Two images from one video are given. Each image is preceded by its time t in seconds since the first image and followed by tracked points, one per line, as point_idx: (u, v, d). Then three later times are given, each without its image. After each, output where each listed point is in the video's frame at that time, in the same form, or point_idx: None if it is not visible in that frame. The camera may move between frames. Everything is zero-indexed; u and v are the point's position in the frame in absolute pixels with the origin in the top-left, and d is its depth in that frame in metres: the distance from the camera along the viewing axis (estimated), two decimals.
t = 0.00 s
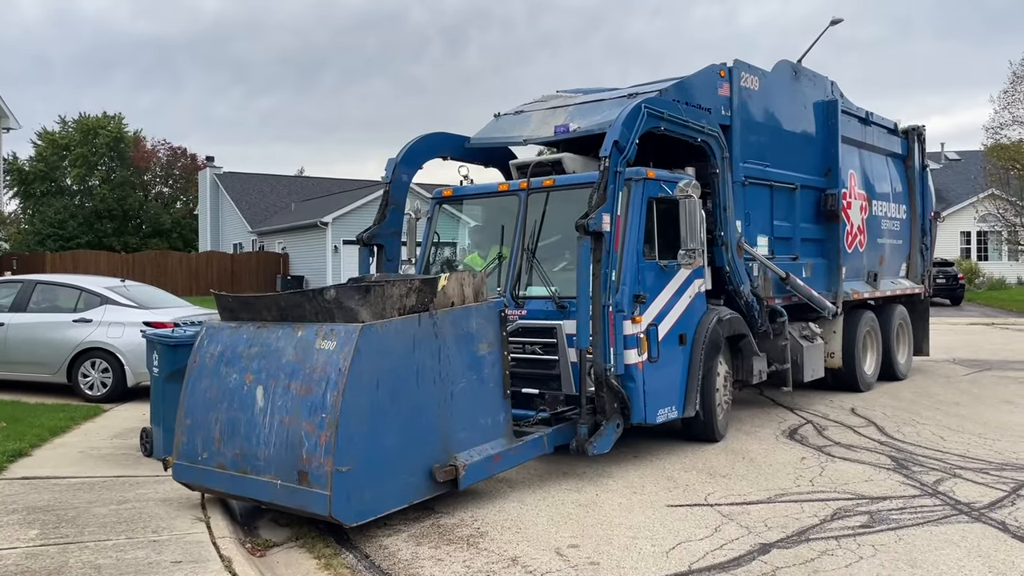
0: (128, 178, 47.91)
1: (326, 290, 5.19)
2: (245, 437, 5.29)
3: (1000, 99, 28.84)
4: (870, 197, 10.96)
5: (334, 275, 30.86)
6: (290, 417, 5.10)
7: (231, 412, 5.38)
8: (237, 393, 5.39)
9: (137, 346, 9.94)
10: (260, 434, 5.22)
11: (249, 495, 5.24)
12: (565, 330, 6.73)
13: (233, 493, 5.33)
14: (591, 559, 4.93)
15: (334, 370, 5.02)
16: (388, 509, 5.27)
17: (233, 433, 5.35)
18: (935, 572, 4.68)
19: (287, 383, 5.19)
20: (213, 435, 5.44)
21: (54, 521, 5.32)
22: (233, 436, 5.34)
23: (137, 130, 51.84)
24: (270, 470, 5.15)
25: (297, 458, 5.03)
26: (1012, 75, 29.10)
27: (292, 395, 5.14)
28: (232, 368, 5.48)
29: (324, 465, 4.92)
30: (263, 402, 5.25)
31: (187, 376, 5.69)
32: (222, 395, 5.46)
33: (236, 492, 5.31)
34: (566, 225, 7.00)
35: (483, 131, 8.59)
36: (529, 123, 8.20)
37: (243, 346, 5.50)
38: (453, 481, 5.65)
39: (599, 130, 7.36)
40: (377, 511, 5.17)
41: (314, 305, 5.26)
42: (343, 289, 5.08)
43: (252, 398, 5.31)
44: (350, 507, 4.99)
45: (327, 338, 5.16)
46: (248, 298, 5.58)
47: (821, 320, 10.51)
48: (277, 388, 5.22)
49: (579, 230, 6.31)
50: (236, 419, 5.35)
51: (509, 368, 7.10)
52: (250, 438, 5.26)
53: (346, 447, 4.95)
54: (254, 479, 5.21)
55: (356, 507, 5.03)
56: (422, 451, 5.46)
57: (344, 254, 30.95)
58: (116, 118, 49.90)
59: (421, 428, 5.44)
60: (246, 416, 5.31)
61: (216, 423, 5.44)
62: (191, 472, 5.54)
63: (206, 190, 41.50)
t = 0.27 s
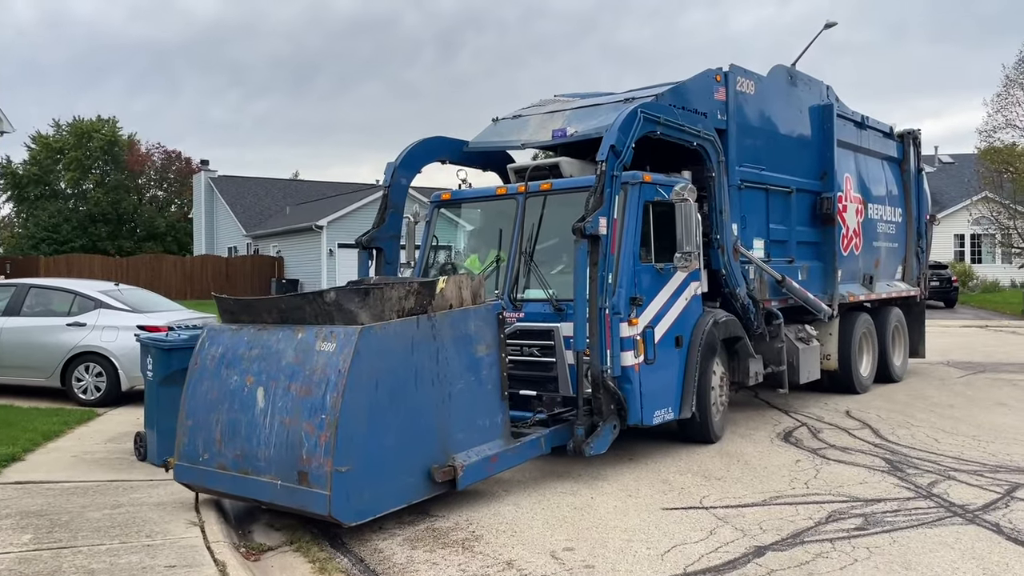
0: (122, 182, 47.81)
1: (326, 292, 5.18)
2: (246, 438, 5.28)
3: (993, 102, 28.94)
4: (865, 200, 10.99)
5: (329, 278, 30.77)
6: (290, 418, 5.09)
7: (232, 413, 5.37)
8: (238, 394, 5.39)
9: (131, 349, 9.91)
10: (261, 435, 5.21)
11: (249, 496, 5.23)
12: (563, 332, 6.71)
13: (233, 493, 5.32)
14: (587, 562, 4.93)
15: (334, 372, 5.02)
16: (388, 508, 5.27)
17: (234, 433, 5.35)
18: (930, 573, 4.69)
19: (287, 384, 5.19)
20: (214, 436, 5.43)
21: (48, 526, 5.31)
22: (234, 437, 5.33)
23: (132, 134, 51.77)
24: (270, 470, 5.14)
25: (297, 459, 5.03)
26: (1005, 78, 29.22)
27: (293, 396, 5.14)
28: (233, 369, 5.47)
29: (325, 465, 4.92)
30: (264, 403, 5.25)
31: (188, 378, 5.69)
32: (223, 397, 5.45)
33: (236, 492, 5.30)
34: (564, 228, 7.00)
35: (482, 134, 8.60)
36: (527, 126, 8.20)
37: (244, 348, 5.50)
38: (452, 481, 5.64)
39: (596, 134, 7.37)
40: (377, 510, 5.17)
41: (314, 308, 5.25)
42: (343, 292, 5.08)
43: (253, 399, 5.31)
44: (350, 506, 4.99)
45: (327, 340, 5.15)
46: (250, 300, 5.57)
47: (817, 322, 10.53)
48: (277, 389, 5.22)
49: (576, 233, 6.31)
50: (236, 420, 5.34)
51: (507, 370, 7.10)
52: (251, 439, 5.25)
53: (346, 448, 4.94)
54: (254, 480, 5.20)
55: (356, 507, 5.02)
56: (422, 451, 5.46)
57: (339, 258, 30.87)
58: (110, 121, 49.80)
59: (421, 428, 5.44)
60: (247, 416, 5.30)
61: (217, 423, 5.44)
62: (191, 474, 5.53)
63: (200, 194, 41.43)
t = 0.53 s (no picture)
0: (115, 185, 47.66)
1: (327, 296, 5.17)
2: (249, 440, 5.29)
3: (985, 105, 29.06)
4: (860, 204, 11.02)
5: (323, 282, 30.72)
6: (292, 419, 5.10)
7: (235, 415, 5.38)
8: (240, 395, 5.40)
9: (124, 353, 9.88)
10: (263, 436, 5.22)
11: (252, 496, 5.24)
12: (560, 334, 6.73)
13: (236, 494, 5.33)
14: (580, 566, 4.93)
15: (335, 374, 5.02)
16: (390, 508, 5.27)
17: (237, 435, 5.35)
18: None
19: (290, 386, 5.20)
20: (217, 437, 5.44)
21: (40, 530, 5.28)
22: (237, 438, 5.34)
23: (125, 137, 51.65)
24: (273, 471, 5.15)
25: (299, 460, 5.03)
26: (997, 82, 29.34)
27: (295, 398, 5.14)
28: (235, 372, 5.48)
29: (327, 466, 4.92)
30: (266, 405, 5.25)
31: (191, 381, 5.70)
32: (226, 399, 5.46)
33: (239, 493, 5.31)
34: (562, 232, 7.00)
35: (481, 138, 8.62)
36: (524, 131, 8.22)
37: (246, 350, 5.50)
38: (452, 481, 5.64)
39: (593, 139, 7.38)
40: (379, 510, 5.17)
41: (315, 311, 5.25)
42: (344, 295, 5.07)
43: (255, 401, 5.32)
44: (351, 507, 4.99)
45: (328, 342, 5.16)
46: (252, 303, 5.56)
47: (812, 324, 10.56)
48: (280, 391, 5.22)
49: (573, 237, 6.33)
50: (239, 422, 5.35)
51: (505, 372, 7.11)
52: (253, 441, 5.26)
53: (348, 449, 4.95)
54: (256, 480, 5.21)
55: (357, 507, 5.02)
56: (422, 452, 5.46)
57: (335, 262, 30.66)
58: (103, 124, 49.67)
59: (421, 429, 5.44)
60: (250, 418, 5.31)
61: (220, 425, 5.45)
62: (195, 474, 5.54)
63: (194, 197, 41.34)
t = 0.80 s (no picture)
0: (108, 188, 47.50)
1: (331, 298, 5.18)
2: (254, 439, 5.29)
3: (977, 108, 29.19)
4: (855, 207, 11.06)
5: (316, 285, 30.67)
6: (296, 419, 5.10)
7: (240, 415, 5.38)
8: (245, 395, 5.40)
9: (116, 357, 9.85)
10: (268, 435, 5.22)
11: (257, 495, 5.25)
12: (559, 335, 6.76)
13: (241, 492, 5.33)
14: (574, 568, 4.93)
15: (339, 374, 5.02)
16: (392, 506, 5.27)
17: (243, 434, 5.35)
18: None
19: (294, 386, 5.19)
20: (223, 436, 5.45)
21: (31, 535, 5.26)
22: (243, 437, 5.34)
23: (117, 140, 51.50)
24: (278, 470, 5.15)
25: (303, 458, 5.04)
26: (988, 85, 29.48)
27: (299, 398, 5.14)
28: (241, 372, 5.48)
29: (331, 464, 4.92)
30: (271, 405, 5.25)
31: (196, 381, 5.70)
32: (231, 399, 5.45)
33: (244, 491, 5.31)
34: (561, 235, 7.01)
35: (481, 143, 8.66)
36: (523, 135, 8.23)
37: (251, 351, 5.49)
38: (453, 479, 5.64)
39: (592, 144, 7.40)
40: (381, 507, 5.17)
41: (319, 313, 5.26)
42: (347, 297, 5.08)
43: (260, 400, 5.31)
44: (354, 504, 4.99)
45: (332, 343, 5.15)
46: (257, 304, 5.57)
47: (808, 326, 10.58)
48: (284, 391, 5.22)
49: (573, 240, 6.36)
50: (244, 421, 5.35)
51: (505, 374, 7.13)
52: (258, 440, 5.26)
53: (352, 448, 4.94)
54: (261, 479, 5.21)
55: (360, 505, 5.02)
56: (424, 451, 5.46)
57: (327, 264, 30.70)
58: (96, 127, 49.51)
59: (423, 429, 5.44)
60: (255, 418, 5.31)
61: (225, 424, 5.44)
62: (200, 473, 5.54)
63: (186, 200, 41.23)
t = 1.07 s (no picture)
0: (100, 191, 47.31)
1: (337, 300, 5.17)
2: (261, 439, 5.31)
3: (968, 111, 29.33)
4: (850, 210, 11.09)
5: (309, 288, 30.60)
6: (303, 419, 5.12)
7: (248, 416, 5.40)
8: (253, 396, 5.42)
9: (107, 360, 9.80)
10: (276, 435, 5.24)
11: (264, 494, 5.27)
12: (559, 338, 6.76)
13: (248, 492, 5.35)
14: (568, 571, 4.93)
15: (345, 375, 5.04)
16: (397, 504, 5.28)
17: (250, 434, 5.37)
18: None
19: (301, 387, 5.21)
20: (231, 437, 5.46)
21: (22, 540, 5.23)
22: (251, 438, 5.36)
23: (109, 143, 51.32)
24: (285, 469, 5.17)
25: (310, 457, 5.06)
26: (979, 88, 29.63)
27: (306, 399, 5.16)
28: (248, 374, 5.49)
29: (338, 462, 4.94)
30: (279, 406, 5.27)
31: (204, 383, 5.72)
32: (239, 400, 5.47)
33: (252, 490, 5.33)
34: (561, 239, 7.00)
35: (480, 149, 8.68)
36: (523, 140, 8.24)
37: (259, 353, 5.51)
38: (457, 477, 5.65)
39: (592, 149, 7.41)
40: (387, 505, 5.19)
41: (325, 315, 5.26)
42: (354, 299, 5.08)
43: (268, 401, 5.34)
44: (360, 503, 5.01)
45: (338, 345, 5.17)
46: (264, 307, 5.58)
47: (805, 328, 10.60)
48: (291, 393, 5.24)
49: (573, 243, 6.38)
50: (252, 422, 5.37)
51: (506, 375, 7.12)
52: (266, 440, 5.28)
53: (358, 448, 4.96)
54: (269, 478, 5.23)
55: (367, 503, 5.04)
56: (429, 450, 5.47)
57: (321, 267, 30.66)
58: (87, 130, 49.33)
59: (428, 428, 5.45)
60: (262, 418, 5.33)
61: (233, 424, 5.46)
62: (208, 473, 5.56)
63: (179, 203, 41.10)
